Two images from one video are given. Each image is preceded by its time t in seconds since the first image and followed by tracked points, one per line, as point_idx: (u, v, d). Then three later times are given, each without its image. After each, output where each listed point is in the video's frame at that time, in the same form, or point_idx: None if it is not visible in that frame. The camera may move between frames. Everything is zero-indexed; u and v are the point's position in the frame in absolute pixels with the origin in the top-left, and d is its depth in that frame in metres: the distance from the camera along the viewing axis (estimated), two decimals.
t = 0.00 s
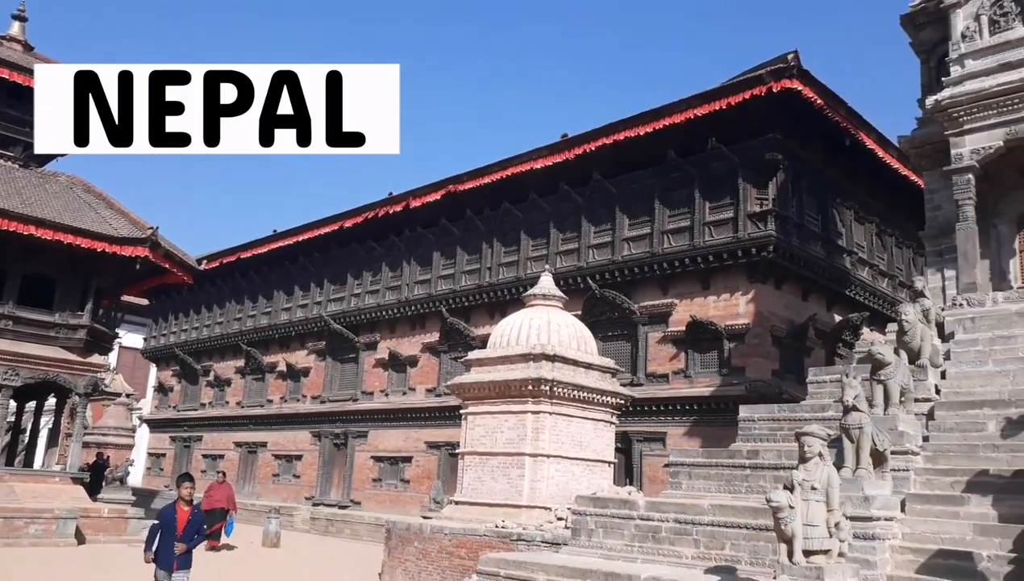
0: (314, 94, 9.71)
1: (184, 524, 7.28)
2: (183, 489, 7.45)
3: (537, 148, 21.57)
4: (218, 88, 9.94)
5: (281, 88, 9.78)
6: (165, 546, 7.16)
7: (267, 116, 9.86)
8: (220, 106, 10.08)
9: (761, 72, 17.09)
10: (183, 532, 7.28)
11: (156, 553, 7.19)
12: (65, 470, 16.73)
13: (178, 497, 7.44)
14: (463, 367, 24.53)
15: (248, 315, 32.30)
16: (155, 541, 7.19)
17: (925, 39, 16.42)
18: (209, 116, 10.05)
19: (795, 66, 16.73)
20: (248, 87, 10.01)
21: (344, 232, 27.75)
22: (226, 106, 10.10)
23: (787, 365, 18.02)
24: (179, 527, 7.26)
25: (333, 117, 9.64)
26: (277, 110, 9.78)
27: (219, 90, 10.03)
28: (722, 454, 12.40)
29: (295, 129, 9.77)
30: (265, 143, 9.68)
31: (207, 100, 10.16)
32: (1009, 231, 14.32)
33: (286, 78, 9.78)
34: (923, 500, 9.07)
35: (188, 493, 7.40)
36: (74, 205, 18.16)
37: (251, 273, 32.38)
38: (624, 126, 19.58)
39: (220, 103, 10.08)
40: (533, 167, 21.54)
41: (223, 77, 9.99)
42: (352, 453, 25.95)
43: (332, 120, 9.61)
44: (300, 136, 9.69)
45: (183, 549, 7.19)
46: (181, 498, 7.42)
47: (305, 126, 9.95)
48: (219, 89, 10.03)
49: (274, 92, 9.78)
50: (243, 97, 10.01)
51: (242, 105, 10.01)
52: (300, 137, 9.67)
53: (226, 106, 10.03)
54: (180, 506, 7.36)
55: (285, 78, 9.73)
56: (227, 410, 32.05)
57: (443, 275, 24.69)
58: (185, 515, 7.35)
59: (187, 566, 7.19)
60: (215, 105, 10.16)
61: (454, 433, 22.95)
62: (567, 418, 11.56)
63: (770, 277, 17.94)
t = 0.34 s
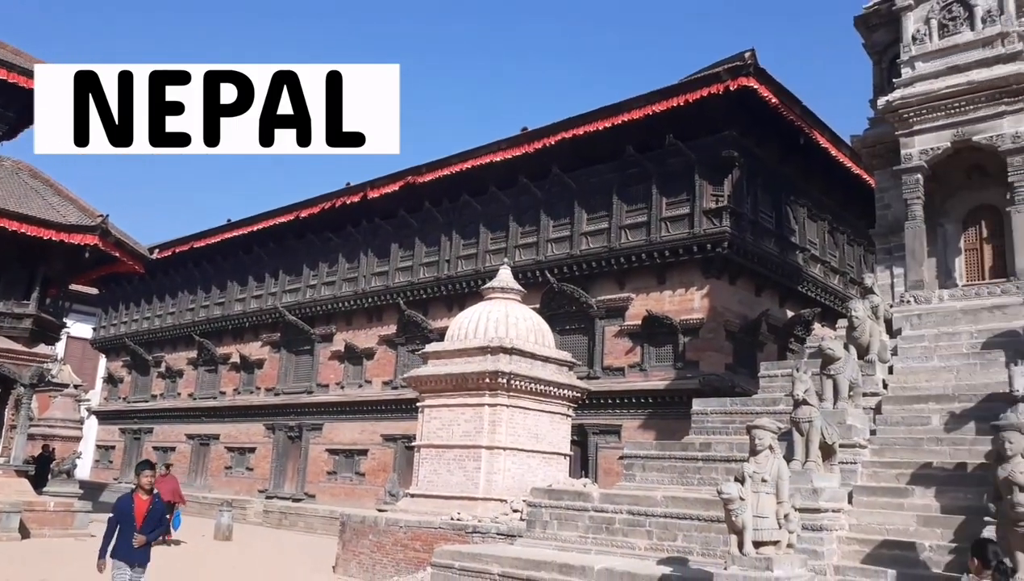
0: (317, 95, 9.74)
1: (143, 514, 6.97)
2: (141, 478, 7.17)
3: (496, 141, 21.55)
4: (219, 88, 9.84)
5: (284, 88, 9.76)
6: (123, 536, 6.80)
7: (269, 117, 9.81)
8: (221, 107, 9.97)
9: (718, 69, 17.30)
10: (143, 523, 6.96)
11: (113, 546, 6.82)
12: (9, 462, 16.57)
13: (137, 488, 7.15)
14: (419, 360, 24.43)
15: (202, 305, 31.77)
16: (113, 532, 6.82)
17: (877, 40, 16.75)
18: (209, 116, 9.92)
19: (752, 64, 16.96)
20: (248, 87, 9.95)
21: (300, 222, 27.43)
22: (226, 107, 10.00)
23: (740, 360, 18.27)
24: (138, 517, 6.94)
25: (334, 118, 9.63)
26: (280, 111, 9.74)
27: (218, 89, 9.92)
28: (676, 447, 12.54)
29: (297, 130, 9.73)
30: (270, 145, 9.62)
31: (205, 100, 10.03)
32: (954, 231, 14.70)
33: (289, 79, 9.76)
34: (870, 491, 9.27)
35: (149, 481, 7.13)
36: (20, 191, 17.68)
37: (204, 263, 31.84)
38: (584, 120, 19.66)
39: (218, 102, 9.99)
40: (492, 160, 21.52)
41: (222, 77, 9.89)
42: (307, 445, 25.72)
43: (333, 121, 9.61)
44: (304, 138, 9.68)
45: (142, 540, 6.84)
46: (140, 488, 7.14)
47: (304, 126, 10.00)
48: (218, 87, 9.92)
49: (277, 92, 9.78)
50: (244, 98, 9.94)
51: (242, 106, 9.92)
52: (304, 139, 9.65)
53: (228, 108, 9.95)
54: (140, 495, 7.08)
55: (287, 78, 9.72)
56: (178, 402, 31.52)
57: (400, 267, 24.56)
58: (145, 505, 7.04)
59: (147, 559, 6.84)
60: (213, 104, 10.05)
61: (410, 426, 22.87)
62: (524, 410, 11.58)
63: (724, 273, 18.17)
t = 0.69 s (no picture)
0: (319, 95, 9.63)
1: (109, 514, 6.50)
2: (105, 474, 6.57)
3: (468, 131, 21.50)
4: (218, 89, 9.67)
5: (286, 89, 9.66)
6: (90, 538, 6.37)
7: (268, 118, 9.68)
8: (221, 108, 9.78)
9: (690, 64, 17.42)
10: (110, 524, 6.50)
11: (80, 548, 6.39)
12: None
13: (100, 483, 6.60)
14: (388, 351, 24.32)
15: (167, 294, 31.34)
16: (79, 534, 6.38)
17: (845, 38, 16.95)
18: (209, 116, 9.72)
19: (722, 59, 17.08)
20: (248, 88, 9.79)
21: (269, 211, 27.15)
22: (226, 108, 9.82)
23: (707, 353, 18.43)
24: (105, 518, 6.47)
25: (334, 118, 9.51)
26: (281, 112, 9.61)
27: (218, 89, 9.74)
28: (643, 439, 12.62)
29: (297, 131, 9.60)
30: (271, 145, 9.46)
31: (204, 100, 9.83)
32: (918, 228, 14.92)
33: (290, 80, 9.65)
34: (832, 483, 9.40)
35: (113, 478, 6.57)
36: None
37: (169, 251, 31.40)
38: (556, 112, 19.68)
39: (217, 103, 9.80)
40: (464, 151, 21.46)
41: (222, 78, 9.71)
42: (274, 436, 25.53)
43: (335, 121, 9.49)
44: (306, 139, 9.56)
45: (112, 541, 6.43)
46: (103, 485, 6.56)
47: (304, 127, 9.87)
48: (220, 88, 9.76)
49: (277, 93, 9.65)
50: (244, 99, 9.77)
51: (242, 106, 9.75)
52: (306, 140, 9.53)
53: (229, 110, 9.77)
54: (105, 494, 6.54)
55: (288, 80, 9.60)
56: (143, 391, 31.10)
57: (370, 257, 24.42)
58: (110, 505, 6.54)
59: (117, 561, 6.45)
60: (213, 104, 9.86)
61: (378, 417, 22.80)
62: (492, 402, 11.58)
63: (692, 266, 18.31)
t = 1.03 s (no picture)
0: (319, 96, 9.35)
1: (76, 506, 6.16)
2: (74, 463, 6.18)
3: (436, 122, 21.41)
4: (218, 88, 9.36)
5: (284, 90, 9.39)
6: (53, 531, 6.05)
7: (266, 118, 9.42)
8: (221, 107, 9.53)
9: (657, 59, 17.52)
10: (75, 516, 6.18)
11: (43, 540, 6.07)
12: None
13: (68, 472, 6.22)
14: (353, 343, 24.17)
15: (128, 283, 30.82)
16: (42, 525, 6.05)
17: (811, 36, 17.13)
18: (209, 115, 9.51)
19: (690, 55, 17.19)
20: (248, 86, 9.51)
21: (233, 200, 26.80)
22: (227, 107, 9.56)
23: (671, 346, 18.56)
24: (73, 510, 6.15)
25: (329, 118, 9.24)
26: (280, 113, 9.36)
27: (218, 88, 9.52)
28: (608, 431, 12.66)
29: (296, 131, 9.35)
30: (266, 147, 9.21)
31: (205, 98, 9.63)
32: (879, 224, 15.16)
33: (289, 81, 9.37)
34: (792, 475, 9.52)
35: (81, 468, 6.21)
36: None
37: (131, 240, 30.87)
38: (524, 105, 19.66)
39: (218, 101, 9.58)
40: (431, 142, 21.36)
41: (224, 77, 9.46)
42: (236, 428, 25.27)
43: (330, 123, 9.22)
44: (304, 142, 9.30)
45: (79, 533, 6.14)
46: (72, 474, 6.20)
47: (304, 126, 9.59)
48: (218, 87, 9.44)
49: (276, 93, 9.38)
50: (244, 97, 9.49)
51: (243, 106, 9.48)
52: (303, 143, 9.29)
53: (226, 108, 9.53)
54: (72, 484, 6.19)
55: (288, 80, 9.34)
56: (102, 382, 30.58)
57: (335, 248, 24.23)
58: (77, 495, 6.20)
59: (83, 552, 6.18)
60: (213, 103, 9.63)
61: (343, 409, 22.67)
62: (458, 394, 11.54)
63: (658, 260, 18.42)
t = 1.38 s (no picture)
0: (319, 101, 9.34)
1: (48, 511, 5.89)
2: (47, 466, 5.92)
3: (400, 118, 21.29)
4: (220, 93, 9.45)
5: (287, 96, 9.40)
6: (24, 537, 5.76)
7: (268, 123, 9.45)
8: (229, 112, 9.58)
9: (622, 58, 17.62)
10: (47, 523, 5.91)
11: (10, 546, 5.77)
12: None
13: (41, 475, 5.97)
14: (315, 339, 23.96)
15: (84, 278, 30.23)
16: (11, 530, 5.76)
17: (773, 38, 17.33)
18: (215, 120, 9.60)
19: (654, 55, 17.32)
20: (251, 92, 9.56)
21: (193, 193, 26.42)
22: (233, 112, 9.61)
23: (634, 343, 18.66)
24: (43, 515, 5.87)
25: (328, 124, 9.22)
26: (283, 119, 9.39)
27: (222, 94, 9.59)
28: (570, 428, 12.69)
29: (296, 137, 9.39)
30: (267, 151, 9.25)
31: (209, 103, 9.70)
32: (838, 225, 15.39)
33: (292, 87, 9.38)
34: (750, 472, 9.64)
35: (54, 471, 5.95)
36: None
37: (88, 233, 30.29)
38: (489, 102, 19.65)
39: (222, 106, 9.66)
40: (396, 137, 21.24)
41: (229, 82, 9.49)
42: (195, 425, 24.92)
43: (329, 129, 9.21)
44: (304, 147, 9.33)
45: (49, 541, 5.84)
46: (44, 478, 5.94)
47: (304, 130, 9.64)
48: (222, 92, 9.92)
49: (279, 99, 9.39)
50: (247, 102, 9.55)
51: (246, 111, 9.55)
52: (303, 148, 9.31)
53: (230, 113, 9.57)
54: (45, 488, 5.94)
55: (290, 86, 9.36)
56: (57, 378, 29.96)
57: (297, 243, 24.00)
58: (49, 500, 5.93)
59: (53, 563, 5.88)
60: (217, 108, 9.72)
61: (305, 406, 22.47)
62: (420, 392, 11.48)
63: (622, 259, 18.53)
